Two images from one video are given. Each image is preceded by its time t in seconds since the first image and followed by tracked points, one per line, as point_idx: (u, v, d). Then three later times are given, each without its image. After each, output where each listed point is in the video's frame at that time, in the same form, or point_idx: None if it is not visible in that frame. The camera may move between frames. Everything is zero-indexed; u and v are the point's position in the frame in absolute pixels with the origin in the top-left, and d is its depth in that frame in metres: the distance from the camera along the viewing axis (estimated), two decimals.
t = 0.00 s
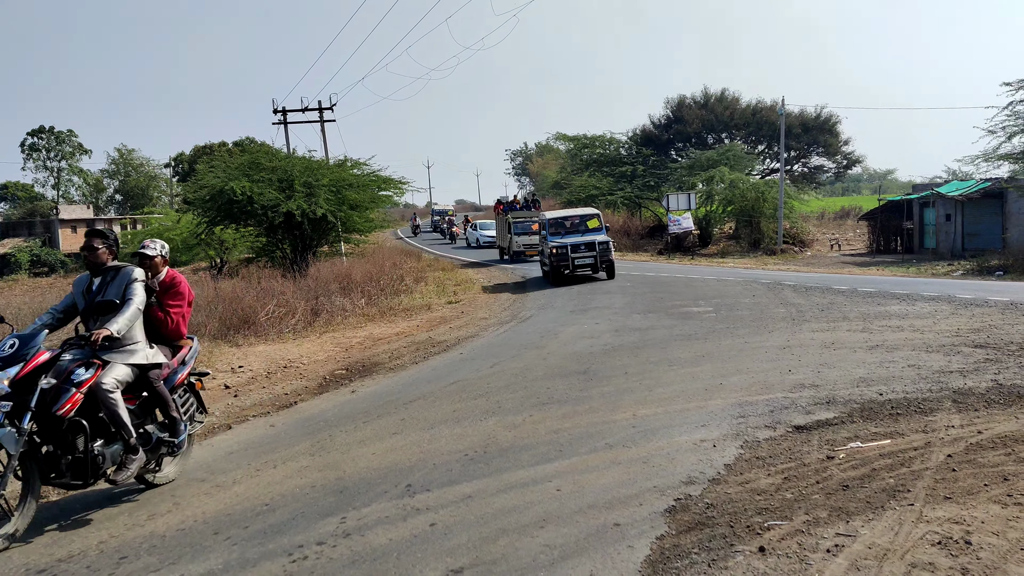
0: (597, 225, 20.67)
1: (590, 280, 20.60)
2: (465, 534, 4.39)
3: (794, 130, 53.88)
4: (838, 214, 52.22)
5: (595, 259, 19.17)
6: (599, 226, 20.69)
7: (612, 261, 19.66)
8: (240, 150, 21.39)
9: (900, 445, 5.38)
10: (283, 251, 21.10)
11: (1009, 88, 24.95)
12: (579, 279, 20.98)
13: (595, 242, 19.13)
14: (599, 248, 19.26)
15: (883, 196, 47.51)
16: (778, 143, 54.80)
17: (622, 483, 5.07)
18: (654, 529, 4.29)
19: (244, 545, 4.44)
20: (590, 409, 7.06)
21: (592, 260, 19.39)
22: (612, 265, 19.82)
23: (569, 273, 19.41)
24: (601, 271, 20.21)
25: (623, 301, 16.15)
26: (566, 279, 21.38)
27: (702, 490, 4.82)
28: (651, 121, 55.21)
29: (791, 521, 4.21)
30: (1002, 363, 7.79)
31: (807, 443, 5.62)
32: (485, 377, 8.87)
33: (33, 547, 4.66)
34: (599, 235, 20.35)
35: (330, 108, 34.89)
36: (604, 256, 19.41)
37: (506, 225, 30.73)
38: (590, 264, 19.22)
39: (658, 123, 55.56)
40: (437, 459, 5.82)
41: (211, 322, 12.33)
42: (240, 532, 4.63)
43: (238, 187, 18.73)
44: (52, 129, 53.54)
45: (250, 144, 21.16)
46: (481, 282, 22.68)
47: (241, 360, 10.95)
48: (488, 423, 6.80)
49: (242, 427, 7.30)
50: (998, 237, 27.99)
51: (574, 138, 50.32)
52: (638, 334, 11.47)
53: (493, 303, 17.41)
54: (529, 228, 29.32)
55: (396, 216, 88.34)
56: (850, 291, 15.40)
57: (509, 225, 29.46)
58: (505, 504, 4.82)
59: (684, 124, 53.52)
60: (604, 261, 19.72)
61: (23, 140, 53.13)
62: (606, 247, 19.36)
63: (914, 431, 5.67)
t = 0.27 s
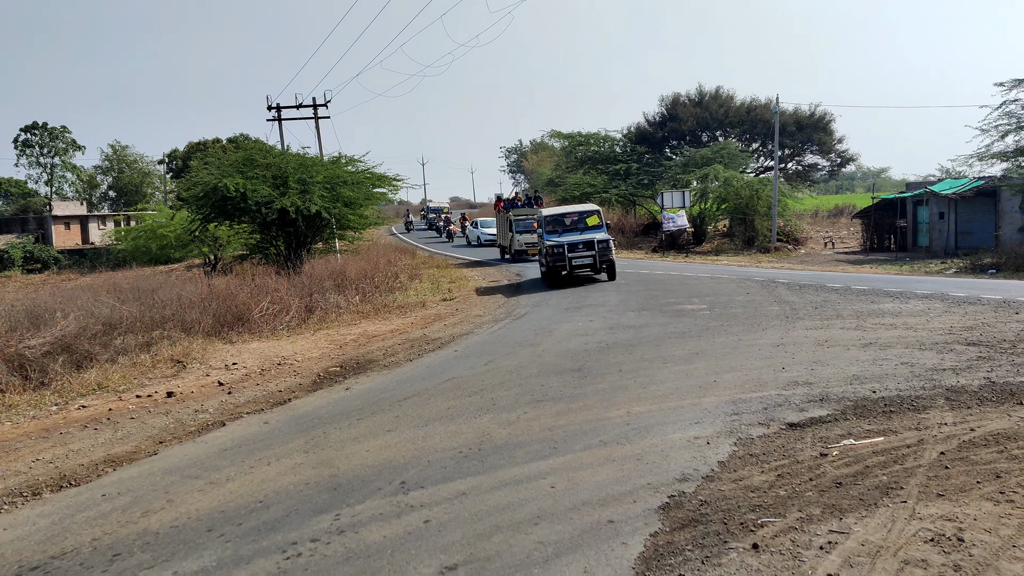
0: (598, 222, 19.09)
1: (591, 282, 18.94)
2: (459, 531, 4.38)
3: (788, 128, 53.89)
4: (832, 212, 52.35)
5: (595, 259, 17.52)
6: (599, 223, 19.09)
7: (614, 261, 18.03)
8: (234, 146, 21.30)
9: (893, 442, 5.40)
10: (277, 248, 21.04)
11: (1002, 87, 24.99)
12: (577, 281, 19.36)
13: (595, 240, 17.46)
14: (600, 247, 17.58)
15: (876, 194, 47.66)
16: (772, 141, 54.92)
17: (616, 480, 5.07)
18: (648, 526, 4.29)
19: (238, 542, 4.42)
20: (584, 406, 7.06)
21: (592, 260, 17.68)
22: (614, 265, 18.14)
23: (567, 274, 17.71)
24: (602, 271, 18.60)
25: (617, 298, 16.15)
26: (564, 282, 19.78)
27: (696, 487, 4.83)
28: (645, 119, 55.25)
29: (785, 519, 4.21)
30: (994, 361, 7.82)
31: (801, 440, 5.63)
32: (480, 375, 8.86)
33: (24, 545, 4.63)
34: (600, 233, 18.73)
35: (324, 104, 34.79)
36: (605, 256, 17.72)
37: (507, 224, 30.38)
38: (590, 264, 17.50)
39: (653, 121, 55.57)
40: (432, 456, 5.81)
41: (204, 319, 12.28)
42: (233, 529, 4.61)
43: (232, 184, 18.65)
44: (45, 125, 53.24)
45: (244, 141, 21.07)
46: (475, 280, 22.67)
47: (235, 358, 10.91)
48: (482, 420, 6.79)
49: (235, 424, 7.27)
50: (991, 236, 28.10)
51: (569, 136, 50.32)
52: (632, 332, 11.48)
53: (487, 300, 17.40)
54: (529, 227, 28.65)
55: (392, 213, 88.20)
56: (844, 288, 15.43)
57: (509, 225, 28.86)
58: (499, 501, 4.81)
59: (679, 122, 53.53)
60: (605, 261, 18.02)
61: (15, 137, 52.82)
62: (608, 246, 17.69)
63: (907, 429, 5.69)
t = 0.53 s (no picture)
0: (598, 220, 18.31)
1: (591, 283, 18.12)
2: (454, 526, 4.38)
3: (783, 125, 53.94)
4: (826, 209, 52.47)
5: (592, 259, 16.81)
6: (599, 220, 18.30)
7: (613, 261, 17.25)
8: (229, 142, 21.22)
9: (887, 439, 5.42)
10: (272, 244, 20.98)
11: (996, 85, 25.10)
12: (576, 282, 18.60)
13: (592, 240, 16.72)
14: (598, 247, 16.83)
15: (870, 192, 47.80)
16: (767, 138, 55.02)
17: (611, 475, 5.08)
18: (642, 522, 4.30)
19: (232, 537, 4.41)
20: (579, 403, 7.07)
21: (588, 261, 16.99)
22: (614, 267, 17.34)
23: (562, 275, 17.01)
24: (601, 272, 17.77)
25: (611, 295, 16.16)
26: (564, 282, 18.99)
27: (690, 483, 4.83)
28: (640, 116, 55.26)
29: (778, 514, 4.22)
30: (987, 358, 7.85)
31: (794, 436, 5.65)
32: (475, 370, 8.85)
33: (17, 540, 4.62)
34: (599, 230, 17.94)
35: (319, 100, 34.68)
36: (603, 255, 16.97)
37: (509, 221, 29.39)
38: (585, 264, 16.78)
39: (648, 118, 55.56)
40: (426, 452, 5.81)
41: (198, 315, 12.24)
42: (227, 524, 4.60)
43: (226, 179, 18.57)
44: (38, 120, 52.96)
45: (239, 136, 20.99)
46: (470, 276, 22.65)
47: (229, 353, 10.88)
48: (477, 416, 6.78)
49: (230, 420, 7.25)
50: (984, 233, 28.19)
51: (564, 132, 50.29)
52: (626, 328, 11.48)
53: (481, 296, 17.38)
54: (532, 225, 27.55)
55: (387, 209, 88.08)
56: (838, 286, 15.47)
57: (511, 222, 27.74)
58: (493, 496, 4.82)
59: (673, 119, 53.50)
60: (603, 261, 17.22)
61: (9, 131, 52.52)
62: (607, 246, 16.90)
63: (900, 426, 5.71)
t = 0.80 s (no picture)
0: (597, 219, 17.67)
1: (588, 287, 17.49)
2: (450, 523, 4.38)
3: (779, 123, 54.00)
4: (822, 207, 52.55)
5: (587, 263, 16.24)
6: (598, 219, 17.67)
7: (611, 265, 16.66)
8: (225, 137, 21.15)
9: (882, 436, 5.43)
10: (268, 240, 20.94)
11: (992, 85, 25.21)
12: (574, 284, 18.01)
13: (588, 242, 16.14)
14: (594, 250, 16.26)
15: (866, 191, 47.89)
16: (763, 136, 55.07)
17: (607, 472, 5.08)
18: (638, 519, 4.30)
19: (228, 534, 4.40)
20: (575, 400, 7.07)
21: (584, 263, 16.47)
22: (611, 270, 16.73)
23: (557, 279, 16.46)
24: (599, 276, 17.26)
25: (608, 292, 16.16)
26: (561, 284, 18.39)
27: (686, 480, 4.84)
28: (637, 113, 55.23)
29: (774, 512, 4.23)
30: (983, 356, 7.87)
31: (790, 434, 5.66)
32: (471, 367, 8.84)
33: (12, 536, 4.60)
34: (597, 230, 17.35)
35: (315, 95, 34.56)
36: (599, 258, 16.41)
37: (513, 217, 27.47)
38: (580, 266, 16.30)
39: (644, 115, 55.56)
40: (423, 449, 5.80)
41: (194, 311, 12.21)
42: (223, 521, 4.59)
43: (222, 175, 18.50)
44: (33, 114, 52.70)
45: (235, 132, 20.93)
46: (466, 273, 22.63)
47: (225, 349, 10.85)
48: (473, 413, 6.78)
49: (226, 416, 7.23)
50: (980, 232, 28.25)
51: (560, 129, 50.23)
52: (623, 326, 11.48)
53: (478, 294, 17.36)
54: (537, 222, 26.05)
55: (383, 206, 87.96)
56: (834, 284, 15.49)
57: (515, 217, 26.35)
58: (490, 493, 4.81)
59: (670, 116, 53.31)
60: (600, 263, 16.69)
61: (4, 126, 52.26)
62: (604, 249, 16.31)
63: (895, 424, 5.72)
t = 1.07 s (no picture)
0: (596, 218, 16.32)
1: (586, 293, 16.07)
2: (447, 520, 4.38)
3: (777, 122, 54.01)
4: (819, 206, 52.62)
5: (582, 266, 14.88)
6: (597, 218, 16.32)
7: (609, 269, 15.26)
8: (222, 134, 21.12)
9: (879, 436, 5.44)
10: (265, 237, 20.90)
11: (990, 85, 25.21)
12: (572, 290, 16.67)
13: (583, 244, 14.79)
14: (590, 252, 14.89)
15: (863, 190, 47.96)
16: (761, 135, 55.12)
17: (605, 471, 5.08)
18: (636, 517, 4.30)
19: (225, 531, 4.39)
20: (572, 398, 7.07)
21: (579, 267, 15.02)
22: (610, 275, 15.31)
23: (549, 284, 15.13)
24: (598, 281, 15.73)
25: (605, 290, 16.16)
26: (559, 289, 17.04)
27: (683, 479, 4.84)
28: (635, 111, 55.24)
29: (771, 510, 4.23)
30: (980, 356, 7.88)
31: (787, 433, 5.66)
32: (468, 365, 8.84)
33: (9, 532, 4.60)
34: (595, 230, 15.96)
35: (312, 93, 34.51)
36: (595, 261, 15.05)
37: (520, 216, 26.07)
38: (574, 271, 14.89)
39: (642, 113, 55.54)
40: (420, 447, 5.80)
41: (191, 308, 12.19)
42: (220, 518, 4.59)
43: (219, 172, 18.46)
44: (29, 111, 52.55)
45: (232, 129, 20.88)
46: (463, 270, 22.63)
47: (222, 346, 10.84)
48: (471, 411, 6.77)
49: (222, 414, 7.23)
50: (977, 232, 28.31)
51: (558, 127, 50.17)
52: (620, 324, 11.49)
53: (475, 291, 17.36)
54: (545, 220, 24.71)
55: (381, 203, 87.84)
56: (831, 283, 15.51)
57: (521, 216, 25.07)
58: (487, 491, 4.82)
59: (667, 115, 53.28)
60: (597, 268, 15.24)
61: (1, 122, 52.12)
62: (601, 252, 14.93)
63: (892, 423, 5.73)
